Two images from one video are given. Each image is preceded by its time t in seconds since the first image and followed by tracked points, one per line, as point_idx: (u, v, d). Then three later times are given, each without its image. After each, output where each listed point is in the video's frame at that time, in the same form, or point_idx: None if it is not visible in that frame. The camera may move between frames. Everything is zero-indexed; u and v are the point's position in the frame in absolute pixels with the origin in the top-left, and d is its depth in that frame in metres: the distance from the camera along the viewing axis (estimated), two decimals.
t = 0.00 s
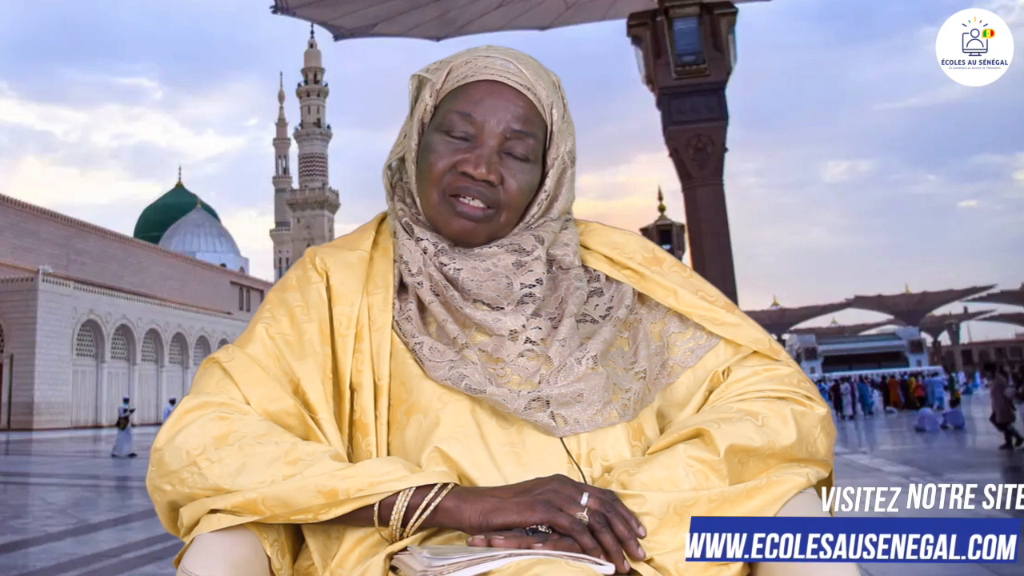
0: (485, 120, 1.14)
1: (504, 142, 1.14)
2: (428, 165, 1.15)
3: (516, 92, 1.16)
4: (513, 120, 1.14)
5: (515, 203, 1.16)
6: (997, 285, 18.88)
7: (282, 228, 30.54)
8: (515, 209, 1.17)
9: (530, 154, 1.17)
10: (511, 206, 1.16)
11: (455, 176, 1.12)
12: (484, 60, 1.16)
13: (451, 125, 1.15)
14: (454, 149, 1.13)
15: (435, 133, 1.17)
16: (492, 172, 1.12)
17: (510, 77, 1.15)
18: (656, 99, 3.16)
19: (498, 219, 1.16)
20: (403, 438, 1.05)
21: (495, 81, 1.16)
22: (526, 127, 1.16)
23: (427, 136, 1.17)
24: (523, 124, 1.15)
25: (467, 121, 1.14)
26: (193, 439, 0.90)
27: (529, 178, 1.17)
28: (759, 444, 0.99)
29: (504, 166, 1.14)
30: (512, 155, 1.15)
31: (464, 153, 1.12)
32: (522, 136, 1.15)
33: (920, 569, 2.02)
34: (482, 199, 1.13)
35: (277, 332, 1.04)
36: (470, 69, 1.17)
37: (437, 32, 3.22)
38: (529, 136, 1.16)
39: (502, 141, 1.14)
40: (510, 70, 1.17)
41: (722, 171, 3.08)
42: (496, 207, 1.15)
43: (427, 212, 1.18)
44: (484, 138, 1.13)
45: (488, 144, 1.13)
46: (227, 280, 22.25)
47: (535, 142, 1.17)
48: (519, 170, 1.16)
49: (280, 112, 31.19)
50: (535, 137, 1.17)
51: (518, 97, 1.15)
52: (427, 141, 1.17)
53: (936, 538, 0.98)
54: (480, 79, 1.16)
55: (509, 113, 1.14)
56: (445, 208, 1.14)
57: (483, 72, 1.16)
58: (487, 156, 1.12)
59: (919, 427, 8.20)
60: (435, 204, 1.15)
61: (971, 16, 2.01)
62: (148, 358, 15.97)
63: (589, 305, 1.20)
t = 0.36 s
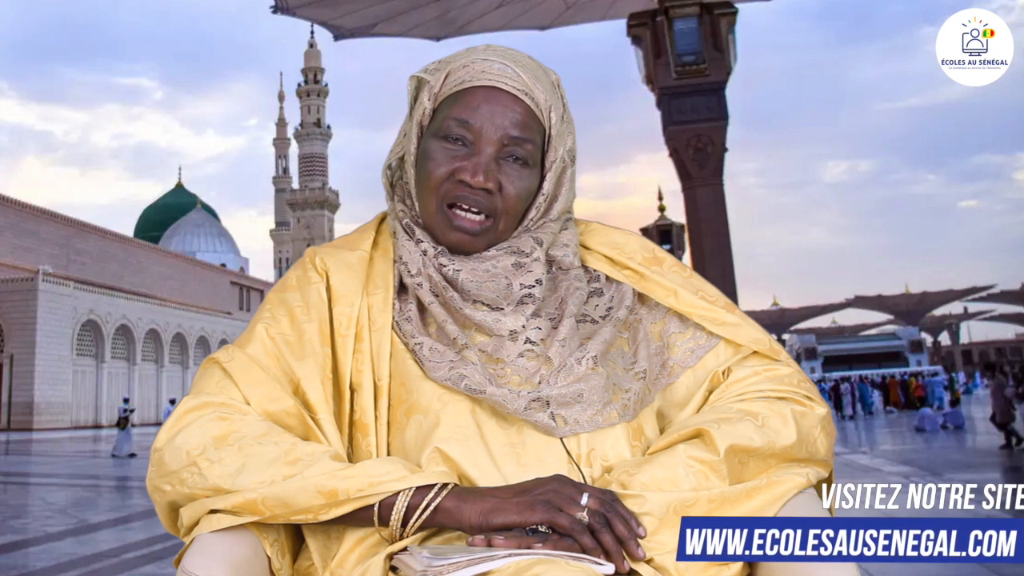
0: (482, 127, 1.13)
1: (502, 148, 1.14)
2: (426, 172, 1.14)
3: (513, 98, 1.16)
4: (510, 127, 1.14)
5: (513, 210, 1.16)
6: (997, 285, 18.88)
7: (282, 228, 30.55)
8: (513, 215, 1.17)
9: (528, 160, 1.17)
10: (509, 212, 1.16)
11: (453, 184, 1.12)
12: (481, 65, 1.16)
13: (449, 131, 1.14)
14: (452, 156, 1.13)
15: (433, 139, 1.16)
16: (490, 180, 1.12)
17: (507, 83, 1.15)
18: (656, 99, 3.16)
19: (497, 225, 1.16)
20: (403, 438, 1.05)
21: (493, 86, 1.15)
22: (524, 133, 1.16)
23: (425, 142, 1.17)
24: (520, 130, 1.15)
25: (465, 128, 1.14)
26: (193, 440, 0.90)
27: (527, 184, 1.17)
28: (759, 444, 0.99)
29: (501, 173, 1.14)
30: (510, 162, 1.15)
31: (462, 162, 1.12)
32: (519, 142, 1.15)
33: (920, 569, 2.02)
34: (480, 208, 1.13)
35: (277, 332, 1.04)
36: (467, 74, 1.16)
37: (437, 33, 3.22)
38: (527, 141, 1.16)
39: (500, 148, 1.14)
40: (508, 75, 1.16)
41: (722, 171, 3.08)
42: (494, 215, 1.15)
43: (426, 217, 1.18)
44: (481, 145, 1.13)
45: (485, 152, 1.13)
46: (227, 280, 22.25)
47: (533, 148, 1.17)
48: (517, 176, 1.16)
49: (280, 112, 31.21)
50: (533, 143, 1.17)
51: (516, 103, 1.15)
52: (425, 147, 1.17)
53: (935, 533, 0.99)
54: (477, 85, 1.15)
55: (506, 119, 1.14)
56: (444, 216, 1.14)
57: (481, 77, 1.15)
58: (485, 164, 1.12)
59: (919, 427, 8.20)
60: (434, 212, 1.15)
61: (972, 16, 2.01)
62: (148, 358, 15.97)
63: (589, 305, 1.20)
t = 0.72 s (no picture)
0: (482, 127, 1.13)
1: (502, 149, 1.14)
2: (426, 173, 1.14)
3: (512, 99, 1.15)
4: (510, 127, 1.14)
5: (513, 210, 1.16)
6: (996, 285, 18.85)
7: (282, 228, 30.52)
8: (513, 215, 1.16)
9: (528, 160, 1.17)
10: (510, 212, 1.16)
11: (453, 185, 1.12)
12: (479, 66, 1.16)
13: (448, 132, 1.15)
14: (451, 158, 1.13)
15: (432, 139, 1.16)
16: (489, 181, 1.12)
17: (506, 83, 1.15)
18: (655, 99, 3.16)
19: (498, 225, 1.16)
20: (403, 438, 1.05)
21: (492, 88, 1.15)
22: (524, 134, 1.16)
23: (424, 144, 1.17)
24: (520, 130, 1.15)
25: (464, 129, 1.14)
26: (193, 440, 0.90)
27: (528, 184, 1.17)
28: (759, 444, 0.99)
29: (501, 174, 1.14)
30: (510, 162, 1.15)
31: (462, 163, 1.12)
32: (519, 143, 1.15)
33: (920, 569, 2.01)
34: (480, 208, 1.13)
35: (277, 332, 1.04)
36: (467, 74, 1.16)
37: (437, 33, 3.22)
38: (527, 142, 1.16)
39: (499, 149, 1.13)
40: (507, 76, 1.16)
41: (722, 171, 3.08)
42: (494, 215, 1.15)
43: (426, 217, 1.18)
44: (481, 146, 1.13)
45: (485, 153, 1.13)
46: (227, 280, 22.25)
47: (533, 148, 1.17)
48: (517, 177, 1.16)
49: (280, 111, 31.24)
50: (533, 143, 1.17)
51: (515, 103, 1.15)
52: (424, 149, 1.17)
53: (930, 532, 0.97)
54: (476, 86, 1.15)
55: (506, 120, 1.14)
56: (444, 216, 1.14)
57: (481, 78, 1.15)
58: (484, 165, 1.12)
59: (919, 427, 8.20)
60: (434, 212, 1.15)
61: (972, 16, 2.01)
62: (148, 358, 15.97)
63: (589, 306, 1.20)
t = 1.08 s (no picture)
0: (481, 127, 1.13)
1: (501, 149, 1.14)
2: (427, 172, 1.14)
3: (512, 98, 1.15)
4: (510, 126, 1.14)
5: (514, 210, 1.16)
6: (996, 285, 18.86)
7: (282, 228, 30.51)
8: (513, 215, 1.16)
9: (528, 159, 1.17)
10: (510, 212, 1.16)
11: (453, 185, 1.12)
12: (479, 66, 1.16)
13: (448, 132, 1.15)
14: (451, 158, 1.13)
15: (432, 139, 1.16)
16: (489, 181, 1.12)
17: (506, 83, 1.15)
18: (656, 99, 3.16)
19: (498, 226, 1.16)
20: (403, 438, 1.05)
21: (492, 88, 1.15)
22: (524, 134, 1.16)
23: (424, 144, 1.17)
24: (520, 130, 1.15)
25: (464, 128, 1.14)
26: (195, 439, 0.90)
27: (528, 184, 1.17)
28: (759, 444, 0.98)
29: (500, 173, 1.14)
30: (509, 162, 1.15)
31: (462, 162, 1.12)
32: (519, 143, 1.15)
33: (919, 569, 2.00)
34: (480, 209, 1.13)
35: (277, 332, 1.04)
36: (467, 74, 1.16)
37: (437, 32, 3.22)
38: (527, 142, 1.16)
39: (499, 149, 1.13)
40: (507, 76, 1.16)
41: (722, 171, 3.08)
42: (494, 215, 1.15)
43: (425, 217, 1.18)
44: (481, 146, 1.13)
45: (485, 153, 1.13)
46: (227, 280, 22.24)
47: (533, 147, 1.17)
48: (517, 176, 1.16)
49: (279, 111, 31.25)
50: (533, 143, 1.17)
51: (515, 103, 1.15)
52: (424, 149, 1.17)
53: (928, 532, 0.97)
54: (476, 85, 1.15)
55: (505, 120, 1.14)
56: (444, 216, 1.14)
57: (480, 78, 1.15)
58: (484, 165, 1.12)
59: (919, 427, 8.20)
60: (434, 213, 1.15)
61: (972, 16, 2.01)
62: (148, 358, 15.96)
63: (590, 306, 1.20)
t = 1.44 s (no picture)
0: (481, 125, 1.13)
1: (501, 146, 1.14)
2: (427, 171, 1.14)
3: (511, 96, 1.16)
4: (509, 123, 1.14)
5: (513, 207, 1.16)
6: (996, 285, 18.86)
7: (282, 228, 30.48)
8: (513, 213, 1.17)
9: (528, 155, 1.17)
10: (510, 210, 1.16)
11: (453, 182, 1.12)
12: (478, 63, 1.16)
13: (447, 129, 1.15)
14: (451, 155, 1.13)
15: (432, 138, 1.16)
16: (489, 179, 1.12)
17: (505, 81, 1.15)
18: (656, 99, 3.16)
19: (498, 224, 1.16)
20: (403, 438, 1.05)
21: (491, 85, 1.15)
22: (523, 132, 1.16)
23: (424, 143, 1.17)
24: (520, 128, 1.15)
25: (463, 125, 1.14)
26: (195, 438, 0.90)
27: (527, 181, 1.17)
28: (759, 444, 0.98)
29: (501, 170, 1.14)
30: (509, 159, 1.15)
31: (462, 159, 1.12)
32: (519, 141, 1.15)
33: (919, 569, 2.00)
34: (480, 206, 1.13)
35: (277, 332, 1.04)
36: (467, 73, 1.16)
37: (437, 33, 3.22)
38: (526, 139, 1.16)
39: (499, 146, 1.14)
40: (506, 73, 1.16)
41: (722, 171, 3.08)
42: (495, 213, 1.15)
43: (425, 216, 1.18)
44: (480, 143, 1.13)
45: (485, 150, 1.13)
46: (227, 280, 22.24)
47: (532, 145, 1.17)
48: (517, 174, 1.16)
49: (279, 112, 31.26)
50: (533, 140, 1.17)
51: (514, 101, 1.15)
52: (424, 147, 1.17)
53: (928, 532, 0.97)
54: (475, 83, 1.15)
55: (505, 117, 1.14)
56: (444, 214, 1.14)
57: (480, 76, 1.15)
58: (484, 162, 1.12)
59: (919, 427, 8.20)
60: (435, 211, 1.15)
61: (972, 16, 2.01)
62: (148, 358, 15.96)
63: (590, 304, 1.20)
